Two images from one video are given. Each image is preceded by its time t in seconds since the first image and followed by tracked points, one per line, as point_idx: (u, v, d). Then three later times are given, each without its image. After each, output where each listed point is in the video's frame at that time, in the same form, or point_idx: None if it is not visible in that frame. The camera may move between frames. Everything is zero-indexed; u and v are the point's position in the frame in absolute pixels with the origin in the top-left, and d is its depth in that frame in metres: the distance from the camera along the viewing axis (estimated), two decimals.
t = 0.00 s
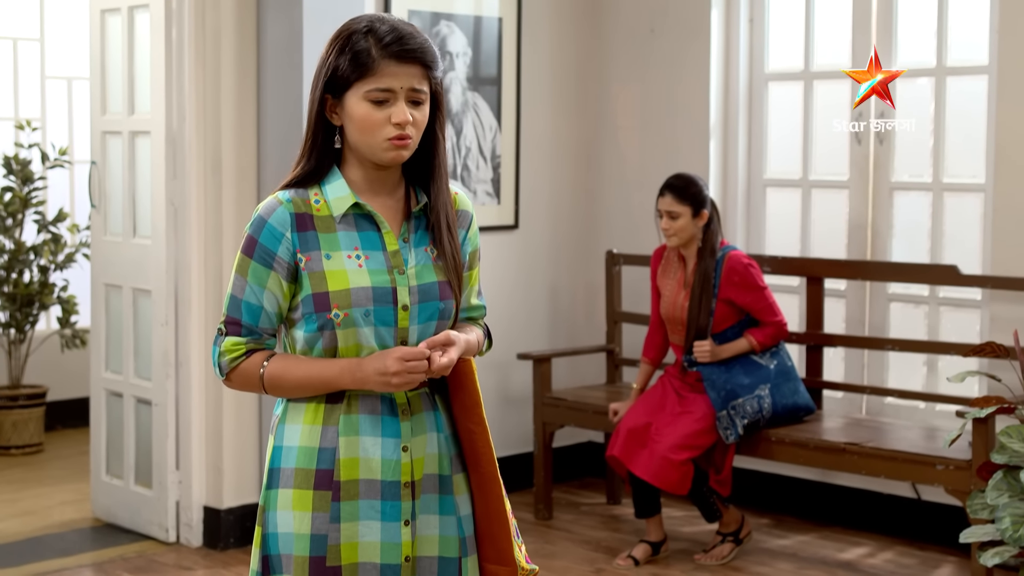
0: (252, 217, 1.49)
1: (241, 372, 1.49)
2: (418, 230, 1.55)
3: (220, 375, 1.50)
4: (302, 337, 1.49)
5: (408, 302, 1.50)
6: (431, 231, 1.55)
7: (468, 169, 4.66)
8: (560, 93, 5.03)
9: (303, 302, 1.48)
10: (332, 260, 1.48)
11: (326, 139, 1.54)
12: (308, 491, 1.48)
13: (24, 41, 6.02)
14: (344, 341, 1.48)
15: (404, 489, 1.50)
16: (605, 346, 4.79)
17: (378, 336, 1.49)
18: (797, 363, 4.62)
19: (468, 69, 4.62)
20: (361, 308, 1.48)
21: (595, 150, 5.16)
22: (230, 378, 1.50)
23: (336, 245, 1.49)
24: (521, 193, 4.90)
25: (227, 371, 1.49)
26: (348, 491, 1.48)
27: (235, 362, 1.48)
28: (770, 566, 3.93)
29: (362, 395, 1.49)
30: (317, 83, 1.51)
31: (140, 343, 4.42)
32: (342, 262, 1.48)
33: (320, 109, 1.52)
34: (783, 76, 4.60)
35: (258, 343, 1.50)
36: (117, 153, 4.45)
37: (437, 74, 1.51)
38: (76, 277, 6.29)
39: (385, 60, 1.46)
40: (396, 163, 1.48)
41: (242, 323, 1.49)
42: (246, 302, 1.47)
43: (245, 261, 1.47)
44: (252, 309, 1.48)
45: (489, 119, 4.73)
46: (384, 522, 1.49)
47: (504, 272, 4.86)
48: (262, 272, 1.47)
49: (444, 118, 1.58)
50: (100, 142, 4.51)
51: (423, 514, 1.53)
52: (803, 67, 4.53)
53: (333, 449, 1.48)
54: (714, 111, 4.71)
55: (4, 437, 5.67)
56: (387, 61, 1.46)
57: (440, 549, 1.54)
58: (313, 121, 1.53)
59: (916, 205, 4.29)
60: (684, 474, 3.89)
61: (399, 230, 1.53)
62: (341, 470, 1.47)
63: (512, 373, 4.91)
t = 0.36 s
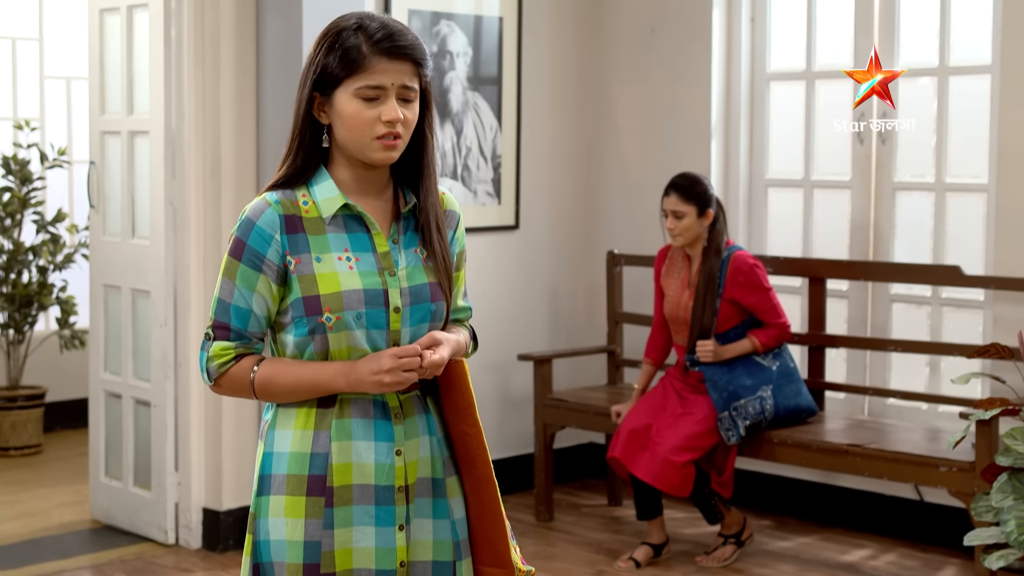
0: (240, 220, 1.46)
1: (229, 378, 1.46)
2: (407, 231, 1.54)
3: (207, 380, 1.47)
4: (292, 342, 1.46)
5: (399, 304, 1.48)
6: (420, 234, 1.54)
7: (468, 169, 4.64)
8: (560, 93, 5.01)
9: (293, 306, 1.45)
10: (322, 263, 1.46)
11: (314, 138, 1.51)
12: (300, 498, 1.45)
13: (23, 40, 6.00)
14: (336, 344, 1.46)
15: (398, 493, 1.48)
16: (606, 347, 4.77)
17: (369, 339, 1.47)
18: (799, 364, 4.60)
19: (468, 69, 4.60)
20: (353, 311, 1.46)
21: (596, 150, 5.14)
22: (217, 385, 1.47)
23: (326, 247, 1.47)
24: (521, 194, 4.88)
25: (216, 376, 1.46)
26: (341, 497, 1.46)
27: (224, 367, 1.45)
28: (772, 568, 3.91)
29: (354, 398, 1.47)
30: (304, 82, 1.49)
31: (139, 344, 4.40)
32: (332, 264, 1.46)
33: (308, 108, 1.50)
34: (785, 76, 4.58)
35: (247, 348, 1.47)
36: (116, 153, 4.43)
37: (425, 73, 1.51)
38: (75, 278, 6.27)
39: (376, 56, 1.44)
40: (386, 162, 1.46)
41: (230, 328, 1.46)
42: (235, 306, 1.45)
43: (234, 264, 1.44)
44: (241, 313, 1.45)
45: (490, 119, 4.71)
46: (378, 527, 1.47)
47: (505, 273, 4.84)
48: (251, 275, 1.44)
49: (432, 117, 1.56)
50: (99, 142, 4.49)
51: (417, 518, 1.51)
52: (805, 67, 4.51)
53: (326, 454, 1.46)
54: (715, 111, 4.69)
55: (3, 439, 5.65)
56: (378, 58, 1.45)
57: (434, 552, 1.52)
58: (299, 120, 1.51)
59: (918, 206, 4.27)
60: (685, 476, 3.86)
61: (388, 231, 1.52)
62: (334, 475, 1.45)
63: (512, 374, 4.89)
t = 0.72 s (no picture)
0: (232, 222, 1.44)
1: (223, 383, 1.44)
2: (400, 231, 1.52)
3: (200, 386, 1.44)
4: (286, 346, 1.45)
5: (395, 305, 1.46)
6: (413, 232, 1.52)
7: (468, 168, 4.62)
8: (561, 92, 4.99)
9: (287, 309, 1.43)
10: (316, 264, 1.44)
11: (305, 135, 1.49)
12: (296, 503, 1.43)
13: (21, 39, 5.98)
14: (331, 347, 1.44)
15: (395, 498, 1.46)
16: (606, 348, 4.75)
17: (365, 341, 1.45)
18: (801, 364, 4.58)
19: (468, 68, 4.58)
20: (348, 313, 1.44)
21: (597, 149, 5.11)
22: (209, 391, 1.45)
23: (320, 248, 1.45)
24: (521, 193, 4.86)
25: (209, 382, 1.43)
26: (338, 502, 1.44)
27: (218, 373, 1.43)
28: (774, 570, 3.89)
29: (350, 401, 1.45)
30: (295, 79, 1.48)
31: (138, 344, 4.38)
32: (326, 266, 1.44)
33: (298, 105, 1.48)
34: (786, 76, 4.56)
35: (240, 352, 1.45)
36: (115, 152, 4.41)
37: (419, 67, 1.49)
38: (74, 278, 6.25)
39: (369, 49, 1.43)
40: (380, 157, 1.44)
41: (223, 332, 1.43)
42: (227, 310, 1.42)
43: (226, 267, 1.42)
44: (233, 317, 1.42)
45: (490, 119, 4.69)
46: (375, 532, 1.45)
47: (505, 272, 4.82)
48: (244, 278, 1.42)
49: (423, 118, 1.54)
50: (98, 142, 4.47)
51: (414, 523, 1.49)
52: (806, 66, 4.49)
53: (322, 459, 1.44)
54: (716, 111, 4.67)
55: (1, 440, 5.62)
56: (372, 51, 1.43)
57: (432, 557, 1.50)
58: (289, 117, 1.49)
59: (920, 205, 4.25)
60: (687, 477, 3.84)
61: (381, 230, 1.50)
62: (330, 480, 1.43)
63: (512, 375, 4.86)
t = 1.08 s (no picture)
0: (226, 224, 1.41)
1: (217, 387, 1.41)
2: (396, 232, 1.50)
3: (194, 391, 1.42)
4: (282, 349, 1.42)
5: (392, 307, 1.45)
6: (410, 234, 1.51)
7: (467, 168, 4.60)
8: (560, 92, 4.97)
9: (283, 311, 1.41)
10: (313, 266, 1.42)
11: (299, 134, 1.48)
12: (294, 510, 1.41)
13: (19, 39, 5.96)
14: (328, 351, 1.42)
15: (393, 503, 1.45)
16: (607, 349, 4.73)
17: (362, 344, 1.43)
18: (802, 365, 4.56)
19: (467, 68, 4.56)
20: (346, 315, 1.42)
21: (597, 149, 5.10)
22: (203, 396, 1.42)
23: (316, 250, 1.43)
24: (521, 194, 4.84)
25: (203, 387, 1.41)
26: (336, 508, 1.42)
27: (213, 378, 1.41)
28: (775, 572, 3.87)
29: (348, 405, 1.43)
30: (289, 76, 1.46)
31: (136, 345, 4.36)
32: (323, 267, 1.43)
33: (292, 102, 1.46)
34: (787, 76, 4.54)
35: (235, 356, 1.42)
36: (112, 153, 4.39)
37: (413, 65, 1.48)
38: (72, 278, 6.23)
39: (364, 44, 1.42)
40: (375, 154, 1.43)
41: (217, 336, 1.41)
42: (222, 313, 1.40)
43: (220, 270, 1.40)
44: (228, 321, 1.40)
45: (489, 118, 4.67)
46: (374, 538, 1.44)
47: (504, 273, 4.80)
48: (239, 281, 1.40)
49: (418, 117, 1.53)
50: (96, 142, 4.45)
51: (412, 527, 1.47)
52: (807, 66, 4.48)
53: (319, 464, 1.42)
54: (717, 111, 4.65)
55: None
56: (366, 46, 1.42)
57: (430, 563, 1.48)
58: (283, 114, 1.47)
59: (922, 206, 4.23)
60: (687, 479, 3.82)
61: (378, 231, 1.48)
62: (328, 486, 1.42)
63: (512, 376, 4.85)
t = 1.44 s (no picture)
0: (223, 229, 1.39)
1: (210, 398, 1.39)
2: (394, 237, 1.49)
3: (185, 399, 1.39)
4: (278, 356, 1.40)
5: (391, 314, 1.43)
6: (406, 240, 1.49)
7: (465, 171, 4.59)
8: (558, 95, 4.95)
9: (281, 318, 1.39)
10: (312, 272, 1.40)
11: (295, 139, 1.46)
12: (291, 520, 1.40)
13: (15, 42, 5.94)
14: (326, 359, 1.40)
15: (392, 511, 1.44)
16: (605, 353, 4.71)
17: (361, 351, 1.41)
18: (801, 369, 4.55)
19: (465, 71, 4.54)
20: (345, 322, 1.40)
21: (595, 153, 5.08)
22: (195, 404, 1.40)
23: (315, 256, 1.41)
24: (518, 197, 4.82)
25: (195, 394, 1.38)
26: (334, 517, 1.41)
27: (205, 388, 1.38)
28: None
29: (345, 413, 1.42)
30: (282, 81, 1.44)
31: (132, 349, 4.34)
32: (322, 273, 1.41)
33: (286, 108, 1.44)
34: (785, 78, 4.53)
35: (229, 364, 1.40)
36: (108, 156, 4.37)
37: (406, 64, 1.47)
38: (67, 282, 6.21)
39: (357, 43, 1.40)
40: (375, 153, 1.41)
41: (212, 343, 1.39)
42: (217, 320, 1.38)
43: (217, 276, 1.38)
44: (224, 328, 1.38)
45: (487, 122, 4.65)
46: (373, 546, 1.42)
47: (502, 277, 4.79)
48: (235, 287, 1.38)
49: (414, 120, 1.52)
50: (91, 145, 4.43)
51: (410, 535, 1.46)
52: (806, 69, 4.46)
53: (317, 473, 1.40)
54: (715, 114, 4.64)
55: None
56: (359, 45, 1.41)
57: (428, 569, 1.48)
58: (278, 120, 1.45)
59: (921, 209, 4.22)
60: (686, 484, 3.81)
61: (376, 236, 1.47)
62: (326, 495, 1.40)
63: (510, 380, 4.83)
